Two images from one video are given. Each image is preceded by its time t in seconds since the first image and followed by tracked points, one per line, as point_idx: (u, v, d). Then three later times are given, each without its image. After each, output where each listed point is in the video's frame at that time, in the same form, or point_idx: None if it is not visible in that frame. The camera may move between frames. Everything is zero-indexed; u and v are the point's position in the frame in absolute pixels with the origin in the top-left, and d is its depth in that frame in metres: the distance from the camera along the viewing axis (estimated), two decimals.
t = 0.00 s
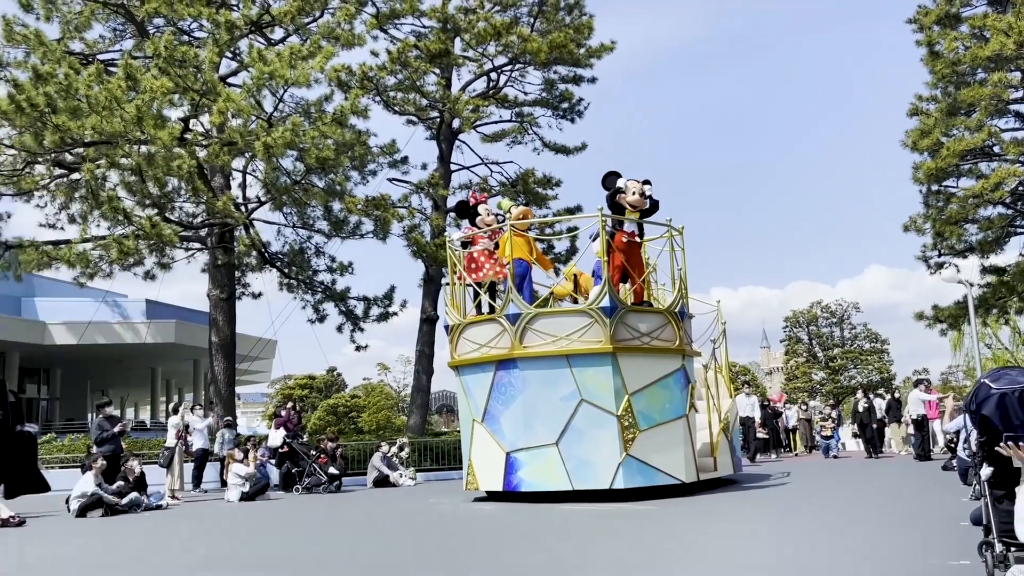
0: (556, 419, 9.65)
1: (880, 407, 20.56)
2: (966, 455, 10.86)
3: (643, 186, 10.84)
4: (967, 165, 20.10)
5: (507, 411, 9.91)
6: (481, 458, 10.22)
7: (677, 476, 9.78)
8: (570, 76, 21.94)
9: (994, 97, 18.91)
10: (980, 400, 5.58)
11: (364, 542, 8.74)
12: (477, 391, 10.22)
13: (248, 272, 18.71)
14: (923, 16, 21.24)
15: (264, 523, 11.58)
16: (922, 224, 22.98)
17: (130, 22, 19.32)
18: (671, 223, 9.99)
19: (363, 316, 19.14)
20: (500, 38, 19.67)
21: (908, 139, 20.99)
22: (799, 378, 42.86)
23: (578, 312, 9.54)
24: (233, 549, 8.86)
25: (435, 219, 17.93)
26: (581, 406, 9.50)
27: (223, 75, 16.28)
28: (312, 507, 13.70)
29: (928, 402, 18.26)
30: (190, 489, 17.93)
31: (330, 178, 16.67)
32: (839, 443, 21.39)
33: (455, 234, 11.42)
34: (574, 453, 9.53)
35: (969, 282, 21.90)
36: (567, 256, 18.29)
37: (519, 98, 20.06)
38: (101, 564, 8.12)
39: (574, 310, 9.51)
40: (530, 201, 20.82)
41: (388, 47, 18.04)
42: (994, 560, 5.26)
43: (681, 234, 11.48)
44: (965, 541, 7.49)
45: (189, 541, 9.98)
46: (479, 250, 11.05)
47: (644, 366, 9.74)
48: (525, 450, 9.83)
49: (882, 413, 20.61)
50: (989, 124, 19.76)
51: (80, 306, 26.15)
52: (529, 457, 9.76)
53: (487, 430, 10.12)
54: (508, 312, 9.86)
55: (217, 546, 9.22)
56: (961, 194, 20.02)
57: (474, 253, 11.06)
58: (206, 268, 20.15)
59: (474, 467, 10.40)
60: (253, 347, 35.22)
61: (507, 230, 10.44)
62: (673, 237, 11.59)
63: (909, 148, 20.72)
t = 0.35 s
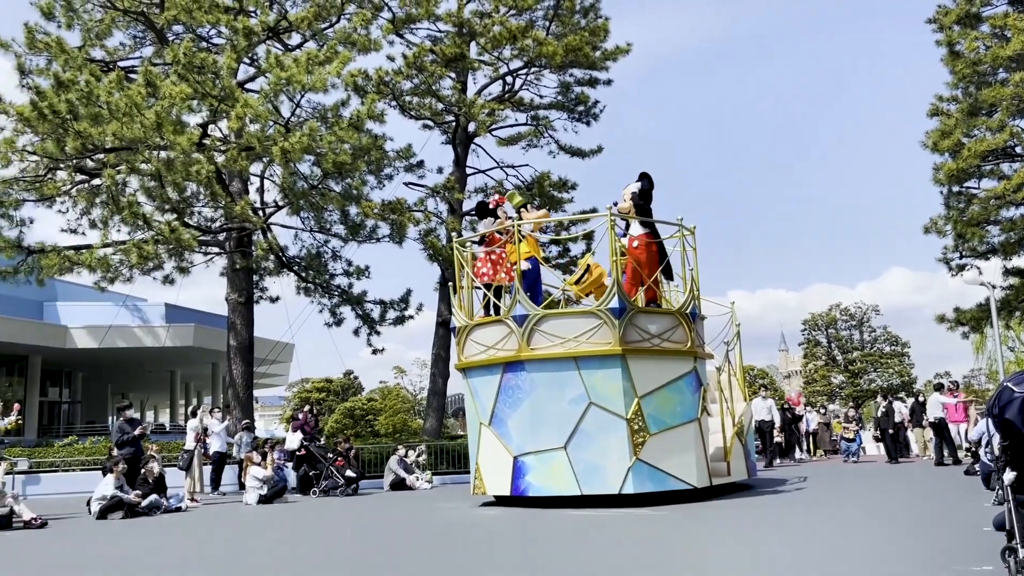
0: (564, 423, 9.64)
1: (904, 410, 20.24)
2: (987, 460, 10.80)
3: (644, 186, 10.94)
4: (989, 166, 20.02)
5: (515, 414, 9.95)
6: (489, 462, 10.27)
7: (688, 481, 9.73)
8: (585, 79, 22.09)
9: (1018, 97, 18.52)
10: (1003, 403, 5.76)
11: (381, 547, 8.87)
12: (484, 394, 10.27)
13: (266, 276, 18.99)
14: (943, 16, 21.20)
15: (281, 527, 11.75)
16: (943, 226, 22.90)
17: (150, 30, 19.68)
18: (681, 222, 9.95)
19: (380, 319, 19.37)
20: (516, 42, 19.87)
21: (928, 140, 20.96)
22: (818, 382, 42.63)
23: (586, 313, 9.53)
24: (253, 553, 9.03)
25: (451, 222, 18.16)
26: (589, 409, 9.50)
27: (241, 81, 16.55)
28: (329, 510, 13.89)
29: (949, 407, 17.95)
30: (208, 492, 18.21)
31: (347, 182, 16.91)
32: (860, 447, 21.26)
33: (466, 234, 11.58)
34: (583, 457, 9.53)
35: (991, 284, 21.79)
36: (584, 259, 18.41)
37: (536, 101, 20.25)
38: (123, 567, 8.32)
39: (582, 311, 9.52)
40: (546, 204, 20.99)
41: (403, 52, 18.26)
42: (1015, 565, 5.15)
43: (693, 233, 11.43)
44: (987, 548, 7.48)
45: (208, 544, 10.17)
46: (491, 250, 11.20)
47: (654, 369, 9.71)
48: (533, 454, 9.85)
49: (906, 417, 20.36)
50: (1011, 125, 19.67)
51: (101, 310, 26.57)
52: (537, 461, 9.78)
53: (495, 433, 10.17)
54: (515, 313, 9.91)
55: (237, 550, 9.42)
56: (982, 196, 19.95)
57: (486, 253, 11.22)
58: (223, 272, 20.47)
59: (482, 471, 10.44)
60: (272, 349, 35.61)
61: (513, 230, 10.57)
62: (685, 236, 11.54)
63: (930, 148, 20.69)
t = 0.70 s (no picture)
0: (574, 426, 9.67)
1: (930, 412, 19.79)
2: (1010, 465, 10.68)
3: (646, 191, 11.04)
4: (1013, 166, 19.81)
5: (524, 417, 10.01)
6: (498, 465, 10.33)
7: (701, 486, 9.67)
8: (603, 82, 22.13)
9: None
10: None
11: (397, 550, 8.96)
12: (493, 397, 10.36)
13: (285, 281, 19.20)
14: (965, 15, 21.03)
15: (298, 529, 11.91)
16: (967, 227, 22.68)
17: (170, 37, 19.92)
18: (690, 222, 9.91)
19: (398, 323, 19.52)
20: (533, 45, 19.90)
21: (951, 140, 20.80)
22: (839, 385, 42.22)
23: (595, 314, 9.57)
24: (272, 555, 9.17)
25: (468, 226, 18.27)
26: (599, 412, 9.50)
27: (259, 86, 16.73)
28: (347, 513, 14.01)
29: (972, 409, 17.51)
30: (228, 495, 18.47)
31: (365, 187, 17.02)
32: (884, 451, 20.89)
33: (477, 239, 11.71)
34: (592, 461, 9.54)
35: (1016, 286, 21.54)
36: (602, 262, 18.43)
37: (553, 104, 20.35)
38: (144, 569, 8.47)
39: (590, 312, 9.56)
40: (562, 207, 21.03)
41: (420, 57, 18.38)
42: None
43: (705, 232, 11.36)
44: (1007, 554, 7.41)
45: (227, 545, 10.32)
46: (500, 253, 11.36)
47: (666, 371, 9.67)
48: (542, 458, 9.91)
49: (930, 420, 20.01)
50: None
51: (122, 315, 26.96)
52: (546, 465, 9.82)
53: (504, 436, 10.25)
54: (523, 314, 10.00)
55: (256, 552, 9.55)
56: (1006, 196, 19.75)
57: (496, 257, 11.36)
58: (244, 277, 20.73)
59: (490, 475, 10.51)
60: (292, 353, 35.89)
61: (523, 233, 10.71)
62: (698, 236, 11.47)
63: (953, 149, 20.51)
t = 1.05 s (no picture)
0: (586, 431, 9.24)
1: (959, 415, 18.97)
2: None
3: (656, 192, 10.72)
4: None
5: (536, 421, 9.59)
6: (510, 470, 9.91)
7: (717, 492, 9.22)
8: (622, 85, 21.77)
9: None
10: None
11: (416, 555, 8.64)
12: (504, 401, 9.96)
13: (307, 286, 18.99)
14: (990, 14, 20.46)
15: (319, 535, 11.63)
16: (993, 228, 22.04)
17: (193, 46, 19.77)
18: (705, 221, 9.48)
19: (419, 327, 19.27)
20: (552, 50, 19.48)
21: (976, 141, 20.21)
22: (863, 388, 41.31)
23: (607, 317, 9.12)
24: (290, 559, 8.89)
25: (488, 229, 17.96)
26: (612, 417, 9.06)
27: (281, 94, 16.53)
28: (369, 517, 13.73)
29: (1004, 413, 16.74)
30: (251, 499, 18.31)
31: (385, 193, 16.75)
32: (909, 455, 20.17)
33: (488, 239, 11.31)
34: (606, 466, 9.09)
35: None
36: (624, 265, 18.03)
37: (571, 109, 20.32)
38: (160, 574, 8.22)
39: (603, 315, 9.11)
40: (582, 211, 20.65)
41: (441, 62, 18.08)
42: None
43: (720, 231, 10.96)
44: None
45: (247, 550, 10.07)
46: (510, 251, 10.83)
47: (681, 374, 9.21)
48: (555, 464, 9.49)
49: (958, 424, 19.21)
50: None
51: (146, 320, 26.91)
52: (559, 470, 9.39)
53: (516, 441, 9.83)
54: (535, 316, 9.56)
55: (275, 556, 9.29)
56: None
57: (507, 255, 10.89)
58: (266, 282, 20.59)
59: (503, 480, 10.09)
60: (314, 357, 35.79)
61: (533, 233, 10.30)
62: (711, 235, 11.01)
63: (978, 150, 19.96)
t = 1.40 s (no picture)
0: (598, 435, 8.36)
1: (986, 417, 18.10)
2: None
3: (669, 194, 10.24)
4: None
5: (547, 426, 8.66)
6: (519, 477, 8.90)
7: (735, 501, 8.31)
8: (642, 89, 21.22)
9: None
10: None
11: (438, 557, 8.05)
12: (515, 404, 8.99)
13: (328, 292, 18.57)
14: (1014, 14, 19.62)
15: (341, 539, 11.11)
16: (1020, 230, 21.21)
17: (215, 54, 19.43)
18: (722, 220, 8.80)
19: (440, 332, 18.76)
20: (571, 54, 18.75)
21: (1001, 141, 19.35)
22: (888, 393, 40.20)
23: (617, 317, 8.33)
24: (307, 564, 8.35)
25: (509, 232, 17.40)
26: (625, 421, 8.21)
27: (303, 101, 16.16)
28: (391, 522, 13.21)
29: None
30: (273, 505, 17.90)
31: (406, 198, 16.32)
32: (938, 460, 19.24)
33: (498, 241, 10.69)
34: (618, 472, 8.21)
35: None
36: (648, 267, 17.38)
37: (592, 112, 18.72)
38: None
39: (613, 315, 8.31)
40: (604, 215, 20.05)
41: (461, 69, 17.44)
42: None
43: (735, 232, 10.27)
44: None
45: (264, 555, 9.57)
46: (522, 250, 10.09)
47: (697, 377, 8.39)
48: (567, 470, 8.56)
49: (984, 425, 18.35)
50: None
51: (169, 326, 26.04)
52: (570, 476, 8.45)
53: (527, 447, 8.84)
54: (545, 319, 8.72)
55: (291, 561, 8.76)
56: None
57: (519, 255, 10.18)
58: (289, 288, 20.19)
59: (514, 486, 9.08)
60: (335, 364, 35.52)
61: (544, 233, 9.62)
62: (728, 236, 10.26)
63: (1004, 150, 19.09)
